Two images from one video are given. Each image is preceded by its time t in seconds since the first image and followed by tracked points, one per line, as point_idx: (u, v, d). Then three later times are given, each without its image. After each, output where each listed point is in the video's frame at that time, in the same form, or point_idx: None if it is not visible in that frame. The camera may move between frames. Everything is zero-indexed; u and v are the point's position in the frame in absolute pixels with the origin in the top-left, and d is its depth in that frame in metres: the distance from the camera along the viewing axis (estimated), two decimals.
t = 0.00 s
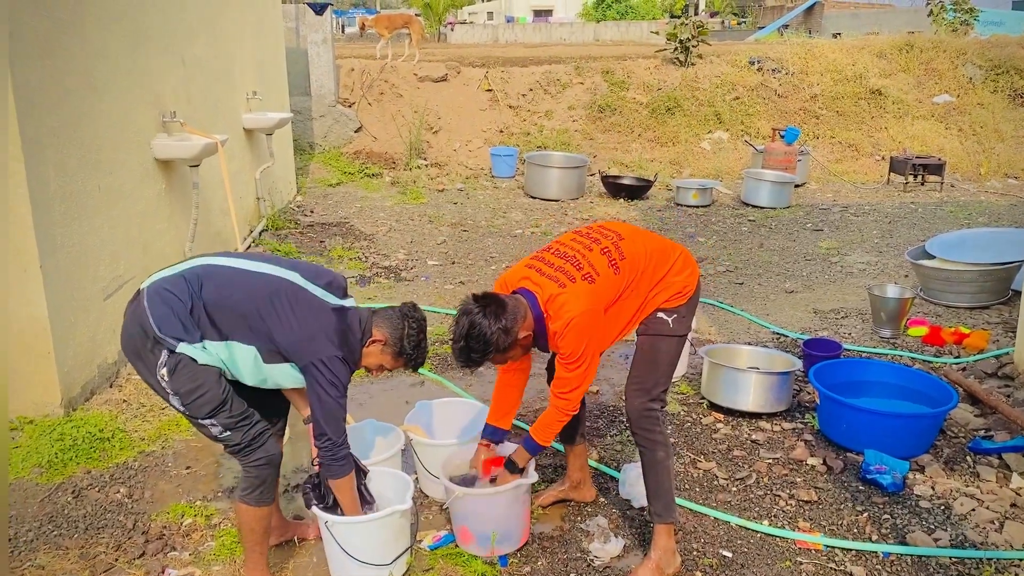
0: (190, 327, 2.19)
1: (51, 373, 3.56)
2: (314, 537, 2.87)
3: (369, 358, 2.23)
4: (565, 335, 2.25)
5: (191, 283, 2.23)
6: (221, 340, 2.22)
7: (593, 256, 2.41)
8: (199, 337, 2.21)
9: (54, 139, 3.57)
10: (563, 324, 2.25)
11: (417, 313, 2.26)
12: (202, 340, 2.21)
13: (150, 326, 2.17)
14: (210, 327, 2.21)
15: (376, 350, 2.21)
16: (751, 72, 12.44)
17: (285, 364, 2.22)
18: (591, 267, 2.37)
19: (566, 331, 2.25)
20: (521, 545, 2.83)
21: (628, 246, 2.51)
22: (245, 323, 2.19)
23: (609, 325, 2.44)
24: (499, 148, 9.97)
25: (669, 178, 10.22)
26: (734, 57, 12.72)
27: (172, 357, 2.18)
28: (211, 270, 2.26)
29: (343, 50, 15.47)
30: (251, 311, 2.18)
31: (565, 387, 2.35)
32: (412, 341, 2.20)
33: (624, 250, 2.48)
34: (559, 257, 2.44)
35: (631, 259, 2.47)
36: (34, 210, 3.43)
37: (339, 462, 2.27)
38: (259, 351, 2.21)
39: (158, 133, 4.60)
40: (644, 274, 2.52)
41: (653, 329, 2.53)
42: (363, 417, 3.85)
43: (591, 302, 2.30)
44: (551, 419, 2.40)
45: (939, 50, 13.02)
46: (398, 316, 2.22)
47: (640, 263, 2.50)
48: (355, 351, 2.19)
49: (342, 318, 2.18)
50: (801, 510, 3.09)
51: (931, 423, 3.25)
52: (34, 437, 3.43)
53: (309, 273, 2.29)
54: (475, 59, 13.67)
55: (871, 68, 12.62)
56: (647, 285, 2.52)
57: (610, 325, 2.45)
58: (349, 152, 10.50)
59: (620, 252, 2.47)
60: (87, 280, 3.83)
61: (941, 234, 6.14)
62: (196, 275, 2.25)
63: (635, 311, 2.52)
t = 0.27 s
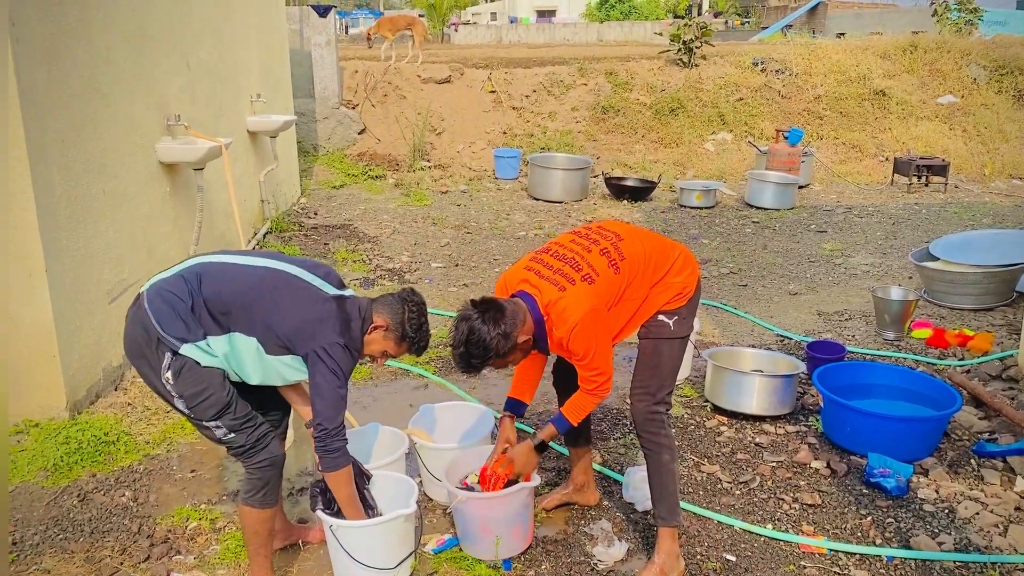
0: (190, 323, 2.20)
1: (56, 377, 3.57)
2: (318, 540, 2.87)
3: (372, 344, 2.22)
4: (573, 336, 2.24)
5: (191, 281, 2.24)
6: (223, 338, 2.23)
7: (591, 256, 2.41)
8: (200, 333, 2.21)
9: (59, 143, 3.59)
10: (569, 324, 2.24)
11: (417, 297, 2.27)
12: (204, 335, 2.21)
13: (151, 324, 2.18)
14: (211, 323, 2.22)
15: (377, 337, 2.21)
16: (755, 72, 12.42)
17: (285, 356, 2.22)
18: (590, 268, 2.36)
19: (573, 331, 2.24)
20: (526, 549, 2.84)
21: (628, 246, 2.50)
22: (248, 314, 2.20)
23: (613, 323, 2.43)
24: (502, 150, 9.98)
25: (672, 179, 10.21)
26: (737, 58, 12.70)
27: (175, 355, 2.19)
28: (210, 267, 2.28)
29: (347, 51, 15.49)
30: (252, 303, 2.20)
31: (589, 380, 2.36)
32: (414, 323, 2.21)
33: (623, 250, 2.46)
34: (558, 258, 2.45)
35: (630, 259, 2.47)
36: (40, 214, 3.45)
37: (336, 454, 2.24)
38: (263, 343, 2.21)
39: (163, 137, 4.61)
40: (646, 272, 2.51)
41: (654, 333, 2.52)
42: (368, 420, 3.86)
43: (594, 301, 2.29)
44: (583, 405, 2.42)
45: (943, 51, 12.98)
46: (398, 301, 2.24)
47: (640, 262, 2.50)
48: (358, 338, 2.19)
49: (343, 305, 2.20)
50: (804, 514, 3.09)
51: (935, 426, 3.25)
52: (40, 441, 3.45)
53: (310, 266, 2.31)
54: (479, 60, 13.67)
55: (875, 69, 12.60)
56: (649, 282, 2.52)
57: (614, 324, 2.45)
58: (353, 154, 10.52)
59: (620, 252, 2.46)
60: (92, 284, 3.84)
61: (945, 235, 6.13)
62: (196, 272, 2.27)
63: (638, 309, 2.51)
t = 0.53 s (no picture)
0: (194, 316, 2.19)
1: (61, 383, 3.59)
2: (321, 547, 2.89)
3: (377, 332, 2.24)
4: (573, 346, 2.26)
5: (193, 276, 2.24)
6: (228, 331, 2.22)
7: (592, 264, 2.42)
8: (205, 332, 2.21)
9: (63, 151, 3.61)
10: (570, 333, 2.26)
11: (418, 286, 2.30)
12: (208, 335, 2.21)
13: (157, 322, 2.18)
14: (214, 317, 2.21)
15: (382, 325, 2.23)
16: (757, 75, 12.43)
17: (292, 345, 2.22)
18: (590, 276, 2.37)
19: (574, 340, 2.26)
20: (528, 556, 2.85)
21: (628, 253, 2.50)
22: (253, 304, 2.21)
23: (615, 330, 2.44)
24: (505, 153, 10.00)
25: (675, 182, 10.22)
26: (740, 61, 12.70)
27: (181, 357, 2.19)
28: (212, 262, 2.28)
29: (351, 54, 15.51)
30: (255, 290, 2.21)
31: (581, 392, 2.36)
32: (419, 309, 2.25)
33: (623, 258, 2.47)
34: (559, 267, 2.45)
35: (630, 266, 2.47)
36: (45, 221, 3.47)
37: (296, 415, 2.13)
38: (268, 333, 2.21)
39: (167, 143, 4.63)
40: (646, 279, 2.51)
41: (657, 339, 2.53)
42: (371, 425, 3.88)
43: (596, 312, 2.30)
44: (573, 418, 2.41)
45: (946, 54, 12.97)
46: (401, 288, 2.28)
47: (640, 270, 2.50)
48: (362, 325, 2.21)
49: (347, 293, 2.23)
50: (806, 520, 3.10)
51: (938, 431, 3.25)
52: (45, 447, 3.47)
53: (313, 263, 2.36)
54: (482, 63, 13.69)
55: (878, 72, 12.58)
56: (649, 289, 2.52)
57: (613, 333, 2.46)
58: (356, 157, 10.55)
59: (620, 260, 2.47)
60: (97, 290, 3.86)
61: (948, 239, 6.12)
62: (198, 267, 2.27)
63: (639, 316, 2.51)
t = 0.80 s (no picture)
0: (195, 313, 2.19)
1: (64, 384, 3.60)
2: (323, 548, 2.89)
3: (377, 333, 2.23)
4: (569, 351, 2.27)
5: (194, 272, 2.24)
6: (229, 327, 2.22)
7: (597, 264, 2.40)
8: (205, 330, 2.20)
9: (65, 151, 3.62)
10: (569, 336, 2.27)
11: (422, 287, 2.29)
12: (208, 333, 2.21)
13: (158, 319, 2.18)
14: (213, 314, 2.21)
15: (383, 325, 2.23)
16: (760, 75, 12.41)
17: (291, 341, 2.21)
18: (594, 277, 2.35)
19: (573, 343, 2.27)
20: (529, 557, 2.85)
21: (633, 254, 2.49)
22: (251, 300, 2.20)
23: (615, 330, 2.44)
24: (507, 153, 9.99)
25: (677, 181, 10.21)
26: (743, 60, 12.68)
27: (181, 357, 2.19)
28: (211, 258, 2.28)
29: (353, 54, 15.52)
30: (254, 284, 2.20)
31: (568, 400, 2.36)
32: (420, 311, 2.24)
33: (627, 259, 2.46)
34: (565, 264, 2.43)
35: (633, 267, 2.46)
36: (47, 222, 3.48)
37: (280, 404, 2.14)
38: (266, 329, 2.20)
39: (169, 144, 4.64)
40: (648, 281, 2.50)
41: (657, 341, 2.53)
42: (373, 426, 3.88)
43: (596, 317, 2.30)
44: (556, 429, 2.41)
45: (949, 53, 12.93)
46: (403, 289, 2.27)
47: (643, 271, 2.49)
48: (360, 323, 2.20)
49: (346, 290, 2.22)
50: (808, 521, 3.09)
51: (940, 432, 3.24)
52: (47, 447, 3.48)
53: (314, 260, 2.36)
54: (484, 63, 13.69)
55: (881, 71, 12.55)
56: (650, 290, 2.51)
57: (611, 334, 2.46)
58: (358, 157, 10.55)
59: (624, 260, 2.45)
60: (99, 291, 3.87)
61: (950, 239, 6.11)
62: (198, 263, 2.27)
63: (639, 317, 2.51)
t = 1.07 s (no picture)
0: (195, 304, 2.20)
1: (67, 382, 3.61)
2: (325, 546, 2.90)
3: (379, 319, 2.23)
4: (578, 342, 2.27)
5: (193, 263, 2.25)
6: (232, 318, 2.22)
7: (598, 259, 2.41)
8: (209, 321, 2.21)
9: (68, 151, 3.63)
10: (574, 330, 2.27)
11: (427, 273, 2.28)
12: (212, 324, 2.21)
13: (159, 312, 2.19)
14: (214, 304, 2.21)
15: (385, 312, 2.23)
16: (761, 73, 12.39)
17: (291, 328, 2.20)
18: (596, 272, 2.36)
19: (579, 335, 2.27)
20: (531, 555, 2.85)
21: (634, 249, 2.49)
22: (250, 288, 2.20)
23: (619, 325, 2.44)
24: (509, 152, 10.00)
25: (679, 180, 10.21)
26: (744, 59, 12.67)
27: (183, 351, 2.19)
28: (210, 248, 2.29)
29: (355, 52, 15.52)
30: (253, 272, 2.20)
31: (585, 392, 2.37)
32: (422, 298, 2.23)
33: (629, 253, 2.46)
34: (565, 259, 2.44)
35: (635, 262, 2.46)
36: (49, 221, 3.49)
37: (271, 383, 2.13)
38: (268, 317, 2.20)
39: (171, 142, 4.65)
40: (649, 276, 2.51)
41: (658, 340, 2.53)
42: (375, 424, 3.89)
43: (599, 310, 2.30)
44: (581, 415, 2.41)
45: (951, 51, 12.92)
46: (405, 276, 2.25)
47: (644, 266, 2.49)
48: (358, 307, 2.19)
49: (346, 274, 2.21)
50: (809, 520, 3.10)
51: (941, 431, 3.24)
52: (50, 446, 3.49)
53: (313, 245, 2.35)
54: (485, 61, 13.69)
55: (883, 69, 12.54)
56: (652, 285, 2.51)
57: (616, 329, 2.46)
58: (360, 156, 10.56)
59: (626, 255, 2.46)
60: (101, 290, 3.88)
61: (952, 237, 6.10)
62: (197, 254, 2.27)
63: (641, 315, 2.52)
